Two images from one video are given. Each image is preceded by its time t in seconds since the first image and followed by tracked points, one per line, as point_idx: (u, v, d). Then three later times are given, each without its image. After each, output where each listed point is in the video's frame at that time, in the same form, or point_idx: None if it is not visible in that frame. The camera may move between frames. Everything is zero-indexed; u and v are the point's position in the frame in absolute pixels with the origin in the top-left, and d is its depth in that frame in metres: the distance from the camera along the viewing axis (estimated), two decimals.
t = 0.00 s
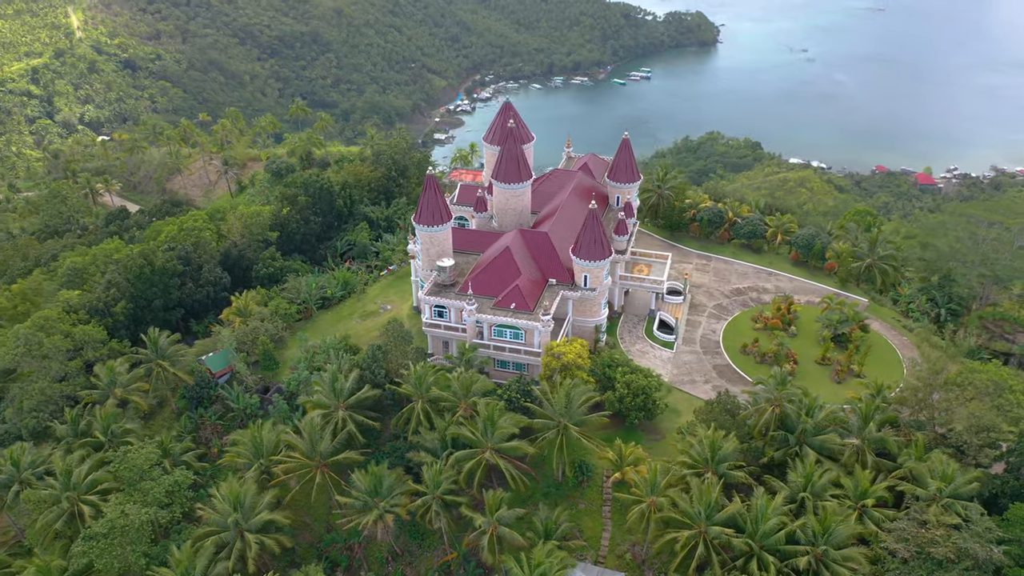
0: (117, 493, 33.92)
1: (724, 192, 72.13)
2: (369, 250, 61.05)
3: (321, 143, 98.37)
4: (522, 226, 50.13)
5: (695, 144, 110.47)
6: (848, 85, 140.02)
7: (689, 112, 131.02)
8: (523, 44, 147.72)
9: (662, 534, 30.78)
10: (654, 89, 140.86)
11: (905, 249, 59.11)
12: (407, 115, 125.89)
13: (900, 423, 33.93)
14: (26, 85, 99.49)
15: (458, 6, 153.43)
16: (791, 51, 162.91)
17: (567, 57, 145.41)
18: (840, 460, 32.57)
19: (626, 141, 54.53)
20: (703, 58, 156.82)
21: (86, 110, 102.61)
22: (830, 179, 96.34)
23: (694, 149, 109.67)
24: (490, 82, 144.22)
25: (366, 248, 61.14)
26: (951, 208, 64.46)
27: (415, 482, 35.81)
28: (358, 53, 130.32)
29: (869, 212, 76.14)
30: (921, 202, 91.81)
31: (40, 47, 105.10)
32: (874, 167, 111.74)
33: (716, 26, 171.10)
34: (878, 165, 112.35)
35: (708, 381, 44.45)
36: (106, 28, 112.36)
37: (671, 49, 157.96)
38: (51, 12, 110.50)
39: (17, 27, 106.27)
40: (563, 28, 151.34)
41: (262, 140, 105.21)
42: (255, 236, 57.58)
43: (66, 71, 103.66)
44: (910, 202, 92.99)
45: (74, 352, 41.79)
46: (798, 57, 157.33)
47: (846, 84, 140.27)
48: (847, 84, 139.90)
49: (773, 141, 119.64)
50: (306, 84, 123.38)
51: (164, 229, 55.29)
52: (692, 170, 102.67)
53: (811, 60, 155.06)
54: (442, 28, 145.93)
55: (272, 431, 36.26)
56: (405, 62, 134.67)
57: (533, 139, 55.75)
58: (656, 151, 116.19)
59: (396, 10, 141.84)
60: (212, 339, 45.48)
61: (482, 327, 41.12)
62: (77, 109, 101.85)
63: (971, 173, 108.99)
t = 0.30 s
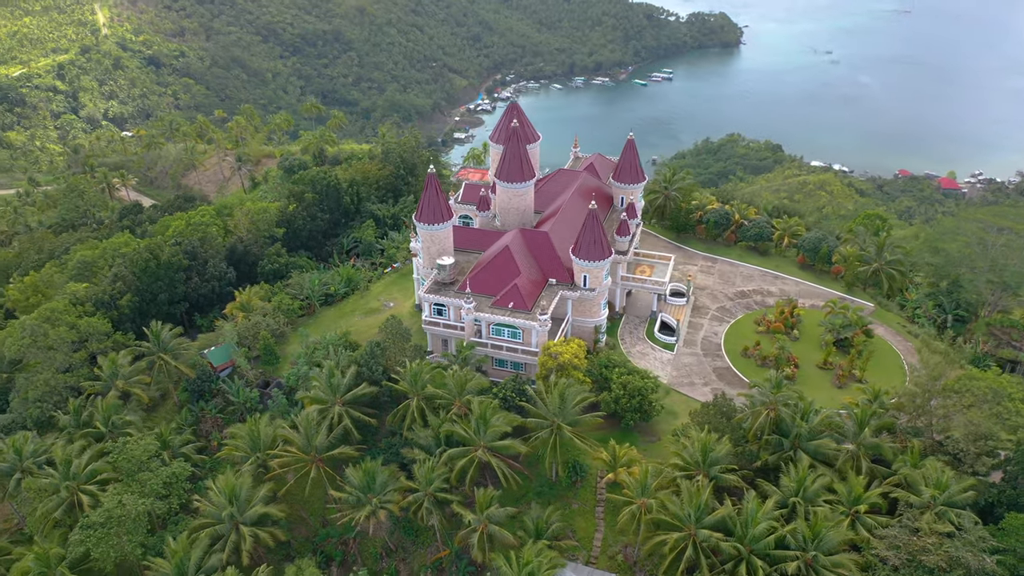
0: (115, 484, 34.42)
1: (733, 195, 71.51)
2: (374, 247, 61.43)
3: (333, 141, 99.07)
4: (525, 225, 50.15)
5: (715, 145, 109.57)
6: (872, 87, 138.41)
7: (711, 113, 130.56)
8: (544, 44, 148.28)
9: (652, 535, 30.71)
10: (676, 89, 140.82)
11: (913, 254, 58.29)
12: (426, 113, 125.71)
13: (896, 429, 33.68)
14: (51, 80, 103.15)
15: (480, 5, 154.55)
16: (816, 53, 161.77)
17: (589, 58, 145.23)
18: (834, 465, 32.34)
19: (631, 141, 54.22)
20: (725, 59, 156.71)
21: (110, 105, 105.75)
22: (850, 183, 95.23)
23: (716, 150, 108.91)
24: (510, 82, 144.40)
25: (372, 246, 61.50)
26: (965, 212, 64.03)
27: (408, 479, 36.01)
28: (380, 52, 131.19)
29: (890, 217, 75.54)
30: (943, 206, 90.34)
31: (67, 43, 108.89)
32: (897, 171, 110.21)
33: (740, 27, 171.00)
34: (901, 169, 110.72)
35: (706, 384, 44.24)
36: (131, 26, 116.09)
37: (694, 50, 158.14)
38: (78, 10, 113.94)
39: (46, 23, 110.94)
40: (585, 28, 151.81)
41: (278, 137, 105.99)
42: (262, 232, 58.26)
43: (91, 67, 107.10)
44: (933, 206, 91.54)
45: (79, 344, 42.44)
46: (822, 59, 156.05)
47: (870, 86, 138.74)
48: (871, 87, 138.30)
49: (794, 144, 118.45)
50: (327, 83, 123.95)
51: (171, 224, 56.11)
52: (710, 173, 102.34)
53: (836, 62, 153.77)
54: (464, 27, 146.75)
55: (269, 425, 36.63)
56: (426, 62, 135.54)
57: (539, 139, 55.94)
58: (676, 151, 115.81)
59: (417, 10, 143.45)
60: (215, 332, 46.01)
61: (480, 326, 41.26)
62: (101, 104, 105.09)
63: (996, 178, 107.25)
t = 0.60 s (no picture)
0: (115, 474, 34.98)
1: (741, 197, 71.02)
2: (379, 244, 61.74)
3: (346, 139, 99.48)
4: (527, 225, 50.16)
5: (736, 147, 108.79)
6: (897, 90, 136.83)
7: (732, 115, 130.01)
8: (567, 44, 149.53)
9: (642, 537, 30.67)
10: (698, 91, 140.68)
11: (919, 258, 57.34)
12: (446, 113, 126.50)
13: (893, 436, 33.36)
14: (77, 76, 105.50)
15: (503, 5, 155.96)
16: (841, 55, 160.32)
17: (611, 58, 146.79)
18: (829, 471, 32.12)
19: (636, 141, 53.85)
20: (748, 60, 156.16)
21: (134, 101, 106.80)
22: (871, 187, 94.03)
23: (737, 152, 108.19)
24: (532, 82, 145.46)
25: (377, 243, 61.81)
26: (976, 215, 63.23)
27: (403, 476, 36.24)
28: (403, 50, 133.08)
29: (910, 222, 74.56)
30: (968, 211, 89.13)
31: (93, 39, 111.26)
32: (921, 175, 108.66)
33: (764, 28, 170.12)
34: (924, 173, 109.16)
35: (706, 387, 44.07)
36: (157, 23, 118.69)
37: (717, 51, 158.00)
38: (105, 7, 116.62)
39: (73, 20, 113.77)
40: (607, 28, 153.28)
41: (293, 134, 106.50)
42: (269, 228, 58.90)
43: (117, 63, 109.04)
44: (957, 212, 90.13)
45: (84, 336, 43.17)
46: (847, 61, 154.69)
47: (895, 90, 137.18)
48: (896, 90, 136.72)
49: (817, 147, 117.32)
50: (349, 81, 125.49)
51: (180, 219, 56.90)
52: (730, 175, 101.83)
53: (861, 65, 152.34)
54: (486, 27, 148.47)
55: (267, 420, 37.03)
56: (448, 61, 137.12)
57: (546, 139, 56.03)
58: (696, 153, 115.32)
59: (440, 9, 145.46)
60: (218, 327, 46.68)
61: (479, 324, 41.42)
62: (126, 101, 105.52)
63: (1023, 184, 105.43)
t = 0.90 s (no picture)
0: (114, 464, 35.55)
1: (752, 200, 70.47)
2: (384, 242, 62.03)
3: (359, 137, 99.79)
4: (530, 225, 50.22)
5: (757, 150, 107.99)
6: (922, 94, 135.26)
7: (754, 116, 129.18)
8: (589, 44, 149.82)
9: (631, 538, 30.64)
10: (719, 93, 140.10)
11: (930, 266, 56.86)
12: (466, 112, 126.58)
13: (888, 443, 33.13)
14: (102, 72, 107.49)
15: (526, 5, 156.37)
16: (866, 58, 158.91)
17: (632, 58, 146.88)
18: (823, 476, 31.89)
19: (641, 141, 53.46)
20: (772, 62, 155.37)
21: (157, 98, 108.67)
22: (892, 192, 92.66)
23: (756, 154, 107.44)
24: (553, 82, 146.45)
25: (382, 241, 62.07)
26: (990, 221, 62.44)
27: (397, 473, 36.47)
28: (424, 48, 133.87)
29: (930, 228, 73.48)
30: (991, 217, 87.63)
31: (118, 36, 112.95)
32: (945, 180, 107.03)
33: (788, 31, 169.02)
34: (948, 178, 107.53)
35: (705, 390, 43.88)
36: (181, 20, 120.48)
37: (740, 53, 157.35)
38: (131, 3, 118.59)
39: (100, 16, 115.06)
40: (630, 29, 153.24)
41: (308, 132, 106.84)
42: (276, 225, 59.48)
43: (141, 60, 111.11)
44: (981, 218, 88.66)
45: (90, 328, 43.92)
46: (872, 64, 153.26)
47: (920, 94, 135.59)
48: (921, 94, 135.16)
49: (840, 150, 116.07)
50: (370, 79, 126.21)
51: (188, 215, 57.64)
52: (750, 177, 101.29)
53: (886, 68, 150.86)
54: (509, 26, 148.97)
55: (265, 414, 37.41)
56: (469, 59, 137.50)
57: (552, 139, 56.04)
58: (716, 155, 114.68)
59: (462, 8, 146.31)
60: (222, 322, 47.35)
61: (477, 323, 41.58)
62: (150, 97, 107.87)
63: None
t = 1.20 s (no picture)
0: (113, 455, 36.14)
1: (756, 202, 69.98)
2: (389, 239, 62.23)
3: (371, 135, 100.15)
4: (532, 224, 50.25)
5: (777, 152, 106.96)
6: (948, 99, 133.36)
7: (776, 119, 128.18)
8: (610, 44, 149.24)
9: (620, 540, 30.59)
10: (742, 95, 139.28)
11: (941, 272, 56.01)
12: (487, 113, 126.62)
13: (883, 449, 32.86)
14: (126, 69, 109.29)
15: (548, 5, 156.34)
16: (892, 60, 157.10)
17: (654, 59, 146.13)
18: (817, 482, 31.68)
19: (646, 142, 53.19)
20: (795, 64, 154.46)
21: (179, 94, 109.99)
22: (913, 196, 91.34)
23: (777, 156, 106.43)
24: (574, 82, 145.69)
25: (387, 239, 62.22)
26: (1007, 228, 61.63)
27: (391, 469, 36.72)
28: (445, 47, 134.40)
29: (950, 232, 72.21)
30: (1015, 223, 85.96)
31: (143, 33, 115.15)
32: (970, 185, 105.18)
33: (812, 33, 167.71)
34: (973, 183, 105.73)
35: (704, 393, 43.69)
36: (205, 18, 122.13)
37: (764, 54, 156.69)
38: (157, 1, 120.46)
39: (125, 13, 117.19)
40: (651, 30, 152.71)
41: (321, 130, 107.16)
42: (283, 221, 60.07)
43: (165, 57, 112.88)
44: (1005, 223, 86.91)
45: (95, 321, 44.67)
46: (898, 67, 151.46)
47: (946, 98, 133.69)
48: (947, 98, 133.29)
49: (862, 154, 114.64)
50: (391, 78, 126.86)
51: (196, 211, 58.41)
52: (770, 180, 100.60)
53: (911, 71, 148.99)
54: (530, 26, 149.06)
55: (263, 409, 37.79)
56: (490, 59, 137.61)
57: (557, 139, 56.03)
58: (737, 157, 113.90)
59: (484, 8, 146.84)
60: (225, 316, 47.90)
61: (476, 322, 41.80)
62: (173, 93, 109.23)
63: None
